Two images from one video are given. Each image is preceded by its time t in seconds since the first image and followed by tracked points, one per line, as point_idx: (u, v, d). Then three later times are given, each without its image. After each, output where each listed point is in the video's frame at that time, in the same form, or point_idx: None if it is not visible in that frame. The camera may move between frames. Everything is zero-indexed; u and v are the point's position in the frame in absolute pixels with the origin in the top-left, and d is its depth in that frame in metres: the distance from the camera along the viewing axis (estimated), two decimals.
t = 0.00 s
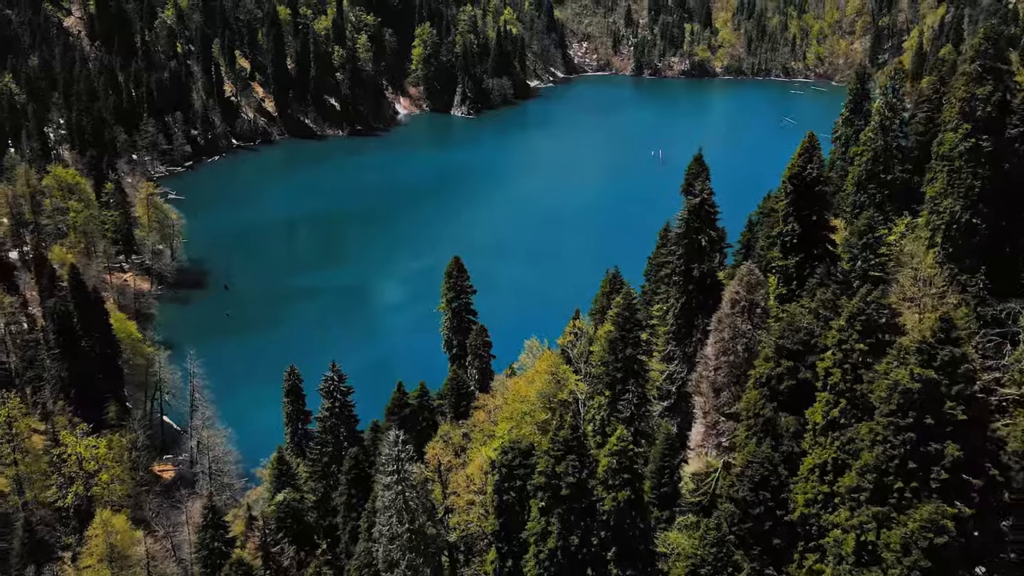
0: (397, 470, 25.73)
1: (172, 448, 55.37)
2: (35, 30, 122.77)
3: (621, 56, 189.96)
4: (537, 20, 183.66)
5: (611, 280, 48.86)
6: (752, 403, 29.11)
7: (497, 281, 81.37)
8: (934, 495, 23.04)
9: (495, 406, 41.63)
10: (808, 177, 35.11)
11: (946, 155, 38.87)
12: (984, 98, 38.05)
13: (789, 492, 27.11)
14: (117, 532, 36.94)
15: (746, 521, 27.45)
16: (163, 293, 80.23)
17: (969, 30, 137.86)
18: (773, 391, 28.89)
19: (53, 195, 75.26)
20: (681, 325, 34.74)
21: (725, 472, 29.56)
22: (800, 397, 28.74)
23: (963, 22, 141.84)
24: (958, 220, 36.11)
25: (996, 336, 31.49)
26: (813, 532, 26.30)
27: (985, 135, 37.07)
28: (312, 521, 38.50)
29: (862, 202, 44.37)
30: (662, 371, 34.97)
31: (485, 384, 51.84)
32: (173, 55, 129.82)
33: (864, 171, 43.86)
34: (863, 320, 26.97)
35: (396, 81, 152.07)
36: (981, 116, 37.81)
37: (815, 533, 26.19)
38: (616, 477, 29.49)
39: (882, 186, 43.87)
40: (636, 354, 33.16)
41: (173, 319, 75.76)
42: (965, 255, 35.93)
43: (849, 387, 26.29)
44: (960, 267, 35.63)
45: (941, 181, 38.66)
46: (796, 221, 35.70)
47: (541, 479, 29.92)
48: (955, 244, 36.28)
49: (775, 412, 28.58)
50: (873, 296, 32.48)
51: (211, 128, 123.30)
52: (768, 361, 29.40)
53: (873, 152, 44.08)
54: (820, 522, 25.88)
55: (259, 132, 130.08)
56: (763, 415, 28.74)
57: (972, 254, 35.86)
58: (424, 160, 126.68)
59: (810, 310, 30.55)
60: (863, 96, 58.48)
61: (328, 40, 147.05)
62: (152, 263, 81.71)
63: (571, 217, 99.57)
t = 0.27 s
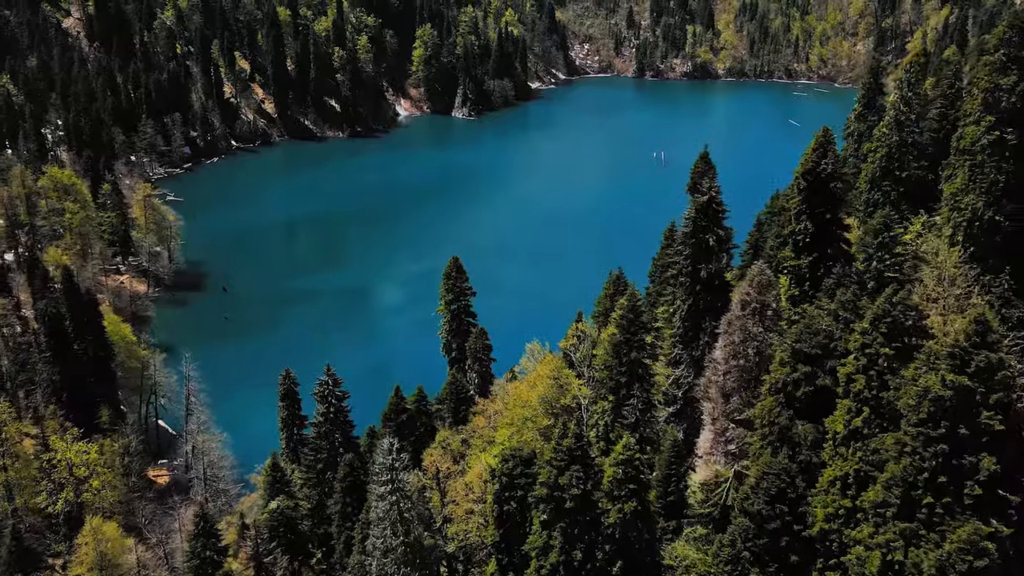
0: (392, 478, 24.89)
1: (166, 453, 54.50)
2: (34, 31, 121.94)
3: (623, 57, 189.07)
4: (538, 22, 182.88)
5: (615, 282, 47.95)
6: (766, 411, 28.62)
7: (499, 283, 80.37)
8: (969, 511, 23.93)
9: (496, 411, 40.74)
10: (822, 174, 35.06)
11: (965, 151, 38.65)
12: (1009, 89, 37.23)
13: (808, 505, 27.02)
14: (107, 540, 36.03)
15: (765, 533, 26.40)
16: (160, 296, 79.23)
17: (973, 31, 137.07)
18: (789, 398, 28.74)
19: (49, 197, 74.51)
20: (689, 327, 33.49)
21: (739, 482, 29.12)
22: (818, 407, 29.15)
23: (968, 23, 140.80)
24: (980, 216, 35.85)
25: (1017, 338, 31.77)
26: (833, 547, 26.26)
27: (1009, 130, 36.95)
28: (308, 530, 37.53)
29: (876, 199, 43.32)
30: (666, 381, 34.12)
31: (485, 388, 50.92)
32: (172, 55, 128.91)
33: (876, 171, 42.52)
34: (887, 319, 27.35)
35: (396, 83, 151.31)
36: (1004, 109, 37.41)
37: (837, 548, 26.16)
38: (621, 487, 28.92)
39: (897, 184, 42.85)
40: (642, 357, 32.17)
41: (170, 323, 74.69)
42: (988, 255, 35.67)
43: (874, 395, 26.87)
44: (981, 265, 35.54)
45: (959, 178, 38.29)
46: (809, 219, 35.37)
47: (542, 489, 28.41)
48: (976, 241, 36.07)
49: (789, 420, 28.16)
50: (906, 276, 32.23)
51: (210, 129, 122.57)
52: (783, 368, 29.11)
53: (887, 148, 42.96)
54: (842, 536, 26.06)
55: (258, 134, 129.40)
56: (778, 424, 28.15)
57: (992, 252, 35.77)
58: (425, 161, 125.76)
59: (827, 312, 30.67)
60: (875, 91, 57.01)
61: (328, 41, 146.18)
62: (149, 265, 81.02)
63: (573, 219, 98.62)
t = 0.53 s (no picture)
0: (385, 488, 23.97)
1: (161, 457, 53.43)
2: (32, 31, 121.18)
3: (624, 59, 188.32)
4: (539, 23, 182.05)
5: (618, 283, 47.19)
6: (777, 421, 28.23)
7: (501, 284, 79.57)
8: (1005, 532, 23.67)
9: (496, 415, 39.92)
10: (837, 171, 33.77)
11: (990, 146, 38.04)
12: None
13: (827, 517, 26.62)
14: (98, 548, 35.33)
15: (781, 551, 26.25)
16: (157, 298, 78.41)
17: (977, 33, 136.04)
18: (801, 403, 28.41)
19: (44, 198, 73.59)
20: (692, 330, 32.87)
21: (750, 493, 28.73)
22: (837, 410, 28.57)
23: (971, 24, 140.10)
24: (1006, 213, 35.06)
25: None
26: (851, 563, 25.95)
27: None
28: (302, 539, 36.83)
29: (890, 197, 43.52)
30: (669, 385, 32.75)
31: (485, 392, 50.12)
32: (171, 56, 128.11)
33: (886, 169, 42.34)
34: (914, 322, 26.29)
35: (397, 84, 150.63)
36: None
37: (860, 565, 25.80)
38: (627, 498, 28.50)
39: (911, 181, 42.98)
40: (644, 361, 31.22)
41: (168, 326, 73.77)
42: (1010, 254, 35.10)
43: (901, 402, 26.06)
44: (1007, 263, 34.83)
45: (981, 174, 37.65)
46: (823, 217, 34.35)
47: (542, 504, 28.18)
48: (1000, 239, 35.49)
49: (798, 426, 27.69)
50: (930, 272, 30.14)
51: (209, 131, 121.88)
52: (797, 371, 28.67)
53: (901, 144, 42.96)
54: (862, 551, 25.66)
55: (258, 136, 128.77)
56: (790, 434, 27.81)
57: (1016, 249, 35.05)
58: (426, 163, 125.03)
59: (845, 312, 29.97)
60: (889, 85, 55.82)
61: (328, 42, 145.40)
62: (146, 266, 80.10)
63: (574, 220, 97.83)
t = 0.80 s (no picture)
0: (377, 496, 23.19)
1: (155, 462, 52.61)
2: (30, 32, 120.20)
3: (625, 60, 187.50)
4: (539, 24, 181.32)
5: (621, 286, 46.36)
6: (792, 429, 27.31)
7: (503, 286, 78.76)
8: None
9: (495, 421, 38.96)
10: (852, 167, 32.66)
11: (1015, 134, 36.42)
12: None
13: (850, 534, 25.42)
14: (86, 556, 34.55)
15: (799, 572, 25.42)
16: (153, 300, 77.59)
17: (981, 34, 135.33)
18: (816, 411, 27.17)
19: (39, 198, 73.17)
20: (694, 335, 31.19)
21: (761, 505, 27.73)
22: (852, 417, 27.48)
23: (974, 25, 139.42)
24: None
25: None
26: None
27: None
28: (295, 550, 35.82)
29: (904, 194, 42.24)
30: (674, 392, 32.23)
31: (484, 396, 49.24)
32: (169, 57, 127.49)
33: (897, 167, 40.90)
34: (945, 327, 24.78)
35: (396, 86, 149.94)
36: None
37: None
38: (632, 511, 28.79)
39: (926, 178, 41.54)
40: (649, 364, 30.49)
41: (166, 328, 72.83)
42: None
43: (932, 411, 24.59)
44: None
45: (1002, 171, 36.39)
46: (836, 214, 33.31)
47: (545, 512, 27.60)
48: None
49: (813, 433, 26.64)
50: (947, 273, 29.30)
51: (208, 132, 121.28)
52: (813, 378, 27.55)
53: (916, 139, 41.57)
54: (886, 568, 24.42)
55: (257, 137, 128.05)
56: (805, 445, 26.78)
57: None
58: (426, 164, 124.29)
59: (866, 314, 28.34)
60: (896, 84, 54.98)
61: (327, 43, 144.58)
62: (142, 268, 79.08)
63: (576, 221, 97.06)
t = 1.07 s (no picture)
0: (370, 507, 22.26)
1: (149, 467, 51.68)
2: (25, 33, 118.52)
3: (626, 62, 186.75)
4: (539, 25, 180.46)
5: (623, 287, 45.59)
6: (809, 437, 26.39)
7: (504, 288, 77.84)
8: None
9: (495, 427, 38.23)
10: (870, 161, 30.64)
11: None
12: None
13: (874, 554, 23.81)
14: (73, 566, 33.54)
15: None
16: (149, 303, 76.58)
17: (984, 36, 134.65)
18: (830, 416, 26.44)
19: (33, 199, 72.15)
20: (699, 337, 30.25)
21: (775, 520, 26.53)
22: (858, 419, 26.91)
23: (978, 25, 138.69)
24: None
25: None
26: None
27: None
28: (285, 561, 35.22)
29: (921, 192, 41.13)
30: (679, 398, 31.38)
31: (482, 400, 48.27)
32: (167, 58, 126.65)
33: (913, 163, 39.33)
34: (987, 332, 22.85)
35: (396, 87, 149.00)
36: None
37: None
38: (639, 525, 27.46)
39: (944, 174, 40.31)
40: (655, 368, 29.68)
41: (161, 332, 71.76)
42: None
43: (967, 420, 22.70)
44: None
45: None
46: (853, 209, 31.18)
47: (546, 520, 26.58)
48: None
49: (832, 444, 25.54)
50: (967, 272, 28.32)
51: (206, 133, 120.52)
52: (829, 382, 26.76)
53: (933, 136, 40.84)
54: None
55: (255, 139, 127.12)
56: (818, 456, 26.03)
57: None
58: (426, 165, 123.44)
59: (889, 315, 26.87)
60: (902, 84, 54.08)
61: (326, 44, 143.65)
62: (138, 270, 78.87)
63: (577, 223, 96.14)
